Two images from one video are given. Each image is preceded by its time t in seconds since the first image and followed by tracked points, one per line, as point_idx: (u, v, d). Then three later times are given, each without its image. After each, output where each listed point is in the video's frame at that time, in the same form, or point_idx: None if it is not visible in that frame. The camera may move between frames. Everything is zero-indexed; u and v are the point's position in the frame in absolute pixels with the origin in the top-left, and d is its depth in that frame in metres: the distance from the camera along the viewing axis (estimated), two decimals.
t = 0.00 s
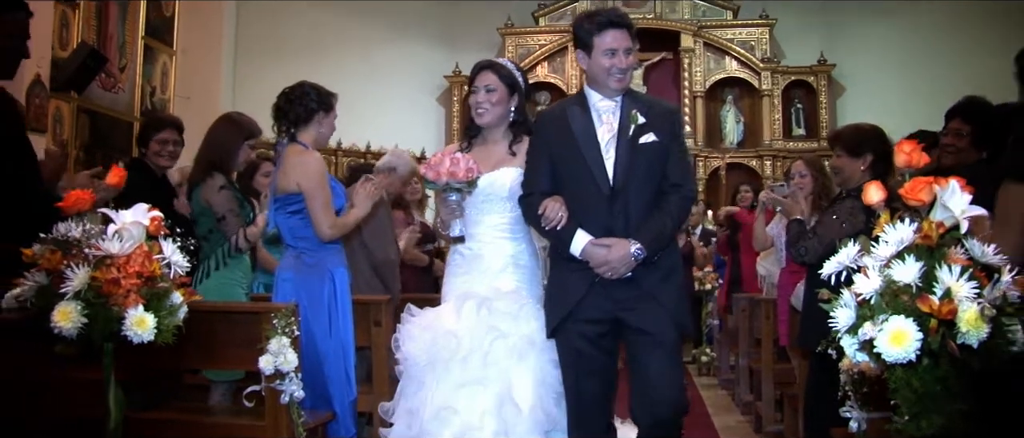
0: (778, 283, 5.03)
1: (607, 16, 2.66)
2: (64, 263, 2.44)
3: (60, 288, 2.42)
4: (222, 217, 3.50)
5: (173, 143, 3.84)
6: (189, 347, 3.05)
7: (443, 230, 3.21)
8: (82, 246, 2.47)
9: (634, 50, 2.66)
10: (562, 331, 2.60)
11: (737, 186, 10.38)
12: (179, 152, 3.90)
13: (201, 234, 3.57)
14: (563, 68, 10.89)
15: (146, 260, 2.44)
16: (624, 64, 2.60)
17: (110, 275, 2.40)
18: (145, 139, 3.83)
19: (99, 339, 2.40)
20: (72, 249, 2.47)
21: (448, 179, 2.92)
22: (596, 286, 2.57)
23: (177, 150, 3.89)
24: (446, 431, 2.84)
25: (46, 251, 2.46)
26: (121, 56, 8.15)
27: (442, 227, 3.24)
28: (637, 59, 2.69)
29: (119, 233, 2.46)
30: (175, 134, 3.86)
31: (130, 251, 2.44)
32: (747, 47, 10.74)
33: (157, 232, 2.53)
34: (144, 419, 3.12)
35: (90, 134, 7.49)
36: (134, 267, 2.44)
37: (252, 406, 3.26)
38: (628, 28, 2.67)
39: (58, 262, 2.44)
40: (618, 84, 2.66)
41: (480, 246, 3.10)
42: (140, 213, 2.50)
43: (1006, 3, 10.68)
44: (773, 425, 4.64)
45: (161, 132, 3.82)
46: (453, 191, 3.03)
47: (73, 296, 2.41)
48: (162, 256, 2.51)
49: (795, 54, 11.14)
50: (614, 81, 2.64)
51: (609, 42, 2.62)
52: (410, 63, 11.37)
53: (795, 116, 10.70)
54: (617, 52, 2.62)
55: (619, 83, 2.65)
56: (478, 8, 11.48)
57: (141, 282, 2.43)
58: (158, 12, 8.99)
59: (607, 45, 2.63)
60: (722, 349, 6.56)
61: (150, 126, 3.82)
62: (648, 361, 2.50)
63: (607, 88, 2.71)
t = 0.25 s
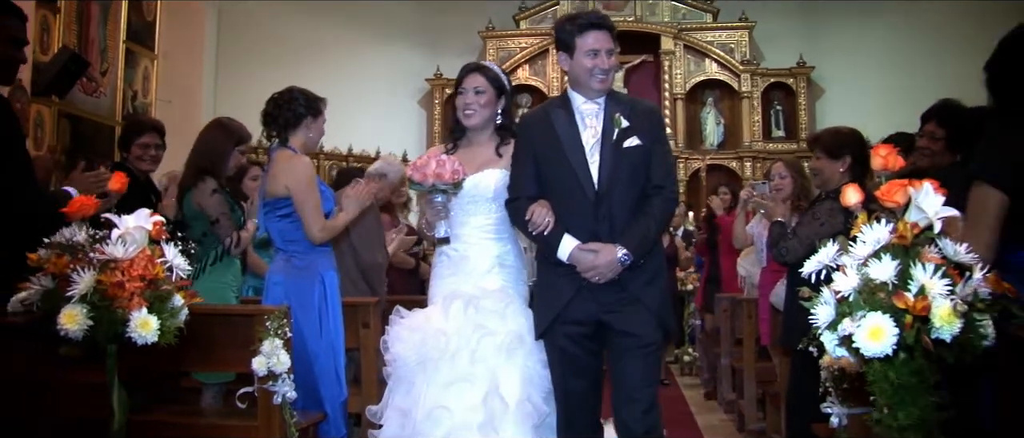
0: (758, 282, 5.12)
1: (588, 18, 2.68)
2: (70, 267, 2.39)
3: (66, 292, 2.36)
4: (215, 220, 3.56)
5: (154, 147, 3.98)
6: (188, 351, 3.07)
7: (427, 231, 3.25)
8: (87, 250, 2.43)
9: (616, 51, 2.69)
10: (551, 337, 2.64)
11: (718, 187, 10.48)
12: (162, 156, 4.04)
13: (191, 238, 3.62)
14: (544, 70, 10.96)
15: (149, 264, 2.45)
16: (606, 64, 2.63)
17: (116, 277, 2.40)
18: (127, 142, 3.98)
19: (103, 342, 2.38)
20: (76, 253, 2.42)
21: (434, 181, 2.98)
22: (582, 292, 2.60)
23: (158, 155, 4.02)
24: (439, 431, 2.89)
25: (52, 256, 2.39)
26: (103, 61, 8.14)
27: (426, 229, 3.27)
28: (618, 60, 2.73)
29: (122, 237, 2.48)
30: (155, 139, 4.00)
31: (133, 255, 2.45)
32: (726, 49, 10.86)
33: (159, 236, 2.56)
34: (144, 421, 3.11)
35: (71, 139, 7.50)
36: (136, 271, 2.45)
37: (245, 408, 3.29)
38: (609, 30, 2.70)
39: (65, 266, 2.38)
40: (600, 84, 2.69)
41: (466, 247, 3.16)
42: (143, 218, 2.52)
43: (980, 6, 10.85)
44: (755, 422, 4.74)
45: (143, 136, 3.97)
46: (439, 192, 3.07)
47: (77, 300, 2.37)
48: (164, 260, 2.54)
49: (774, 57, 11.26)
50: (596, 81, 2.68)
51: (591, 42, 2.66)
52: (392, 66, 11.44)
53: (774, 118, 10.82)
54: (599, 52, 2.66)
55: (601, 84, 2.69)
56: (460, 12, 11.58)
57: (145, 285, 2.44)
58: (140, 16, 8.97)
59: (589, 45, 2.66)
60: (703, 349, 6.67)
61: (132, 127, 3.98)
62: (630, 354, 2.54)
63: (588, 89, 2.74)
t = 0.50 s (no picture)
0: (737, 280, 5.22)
1: (580, 20, 2.76)
2: (76, 270, 2.50)
3: (73, 294, 2.46)
4: (205, 222, 3.73)
5: (136, 147, 4.13)
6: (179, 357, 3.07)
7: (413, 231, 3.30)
8: (91, 253, 2.55)
9: (606, 53, 2.77)
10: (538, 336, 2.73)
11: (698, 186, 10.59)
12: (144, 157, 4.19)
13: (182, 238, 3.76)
14: (524, 70, 11.04)
15: (152, 266, 2.57)
16: (596, 66, 2.71)
17: (120, 279, 2.51)
18: (109, 143, 4.12)
19: (109, 341, 2.49)
20: (81, 256, 2.54)
21: (420, 183, 3.04)
22: (568, 292, 2.68)
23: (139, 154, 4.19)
24: (428, 427, 2.96)
25: (57, 258, 2.51)
26: (83, 61, 8.12)
27: (411, 229, 3.33)
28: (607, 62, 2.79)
29: (125, 240, 2.58)
30: (137, 139, 4.15)
31: (136, 257, 2.56)
32: (705, 49, 10.98)
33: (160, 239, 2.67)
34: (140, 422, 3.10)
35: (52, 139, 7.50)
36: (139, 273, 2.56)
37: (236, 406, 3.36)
38: (600, 32, 2.77)
39: (71, 269, 2.49)
40: (591, 86, 2.77)
41: (451, 248, 3.21)
42: (145, 221, 2.62)
43: (954, 7, 11.02)
44: (735, 418, 4.84)
45: (124, 137, 4.12)
46: (425, 194, 3.13)
47: (83, 301, 2.48)
48: (165, 261, 2.66)
49: (751, 57, 11.39)
50: (587, 83, 2.76)
51: (583, 44, 2.73)
52: (373, 65, 11.50)
53: (752, 117, 10.96)
54: (590, 54, 2.73)
55: (592, 85, 2.77)
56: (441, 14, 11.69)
57: (148, 287, 2.55)
58: (120, 17, 8.95)
59: (580, 47, 2.73)
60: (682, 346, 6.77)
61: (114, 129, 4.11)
62: (617, 353, 2.62)
63: (579, 92, 2.82)
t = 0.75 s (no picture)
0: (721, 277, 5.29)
1: (578, 17, 2.80)
2: (74, 271, 2.57)
3: (72, 294, 2.52)
4: (199, 222, 3.80)
5: (122, 146, 4.18)
6: (174, 359, 3.06)
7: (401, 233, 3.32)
8: (90, 254, 2.61)
9: (602, 50, 2.81)
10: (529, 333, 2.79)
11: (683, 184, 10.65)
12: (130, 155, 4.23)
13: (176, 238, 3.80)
14: (510, 69, 11.09)
15: (149, 266, 2.59)
16: (593, 62, 2.75)
17: (118, 280, 2.54)
18: (95, 142, 4.16)
19: (107, 341, 2.54)
20: (80, 257, 2.60)
21: (408, 186, 3.06)
22: (561, 288, 2.73)
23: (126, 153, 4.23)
24: (418, 429, 3.03)
25: (56, 260, 2.59)
26: (67, 60, 8.11)
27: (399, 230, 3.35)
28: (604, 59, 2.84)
29: (124, 241, 2.62)
30: (124, 138, 4.20)
31: (134, 258, 2.59)
32: (690, 47, 11.06)
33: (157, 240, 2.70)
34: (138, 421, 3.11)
35: (36, 139, 7.50)
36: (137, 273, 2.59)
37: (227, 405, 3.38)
38: (597, 29, 2.82)
39: (70, 270, 2.56)
40: (585, 82, 2.81)
41: (440, 248, 3.25)
42: (142, 223, 2.66)
43: (936, 5, 11.12)
44: (720, 415, 4.90)
45: (111, 137, 4.15)
46: (413, 197, 3.13)
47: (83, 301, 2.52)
48: (162, 262, 2.68)
49: (736, 55, 11.48)
50: (582, 80, 2.81)
51: (579, 41, 2.78)
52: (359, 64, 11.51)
53: (737, 115, 11.04)
54: (586, 50, 2.77)
55: (588, 83, 2.82)
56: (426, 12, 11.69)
57: (146, 287, 2.58)
58: (104, 16, 8.92)
59: (576, 43, 2.78)
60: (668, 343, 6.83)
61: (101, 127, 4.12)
62: (608, 356, 2.67)
63: (577, 89, 2.86)
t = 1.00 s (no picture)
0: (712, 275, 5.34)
1: (578, 15, 2.82)
2: (73, 270, 2.60)
3: (71, 293, 2.56)
4: (195, 221, 3.84)
5: (112, 144, 4.15)
6: (168, 357, 3.09)
7: (392, 231, 3.35)
8: (88, 254, 2.64)
9: (602, 48, 2.84)
10: (530, 330, 2.80)
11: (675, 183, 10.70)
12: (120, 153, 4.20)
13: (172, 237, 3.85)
14: (502, 67, 11.12)
15: (146, 265, 2.64)
16: (593, 59, 2.78)
17: (115, 279, 2.58)
18: (84, 141, 4.11)
19: (105, 338, 2.58)
20: (79, 257, 2.64)
21: (398, 184, 3.09)
22: (562, 283, 2.77)
23: (117, 151, 4.21)
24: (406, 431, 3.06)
25: (55, 260, 2.62)
26: (59, 58, 8.13)
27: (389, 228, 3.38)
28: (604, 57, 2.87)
29: (121, 241, 2.66)
30: (114, 136, 4.17)
31: (131, 257, 2.64)
32: (682, 47, 11.12)
33: (154, 240, 2.74)
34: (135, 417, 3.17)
35: (29, 137, 7.51)
36: (134, 272, 2.63)
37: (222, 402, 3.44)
38: (597, 26, 2.84)
39: (68, 269, 2.60)
40: (585, 79, 2.84)
41: (432, 248, 3.30)
42: (140, 223, 2.70)
43: (926, 5, 11.20)
44: (710, 412, 4.96)
45: (101, 135, 4.13)
46: (405, 195, 3.16)
47: (81, 300, 2.56)
48: (159, 262, 2.72)
49: (727, 54, 11.54)
50: (582, 78, 2.84)
51: (580, 38, 2.80)
52: (353, 63, 11.54)
53: (729, 114, 11.10)
54: (587, 48, 2.80)
55: (587, 81, 2.85)
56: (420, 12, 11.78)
57: (143, 285, 2.63)
58: (96, 14, 8.93)
59: (577, 40, 2.80)
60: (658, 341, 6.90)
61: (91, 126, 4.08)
62: (614, 353, 2.71)
63: (579, 87, 2.89)
